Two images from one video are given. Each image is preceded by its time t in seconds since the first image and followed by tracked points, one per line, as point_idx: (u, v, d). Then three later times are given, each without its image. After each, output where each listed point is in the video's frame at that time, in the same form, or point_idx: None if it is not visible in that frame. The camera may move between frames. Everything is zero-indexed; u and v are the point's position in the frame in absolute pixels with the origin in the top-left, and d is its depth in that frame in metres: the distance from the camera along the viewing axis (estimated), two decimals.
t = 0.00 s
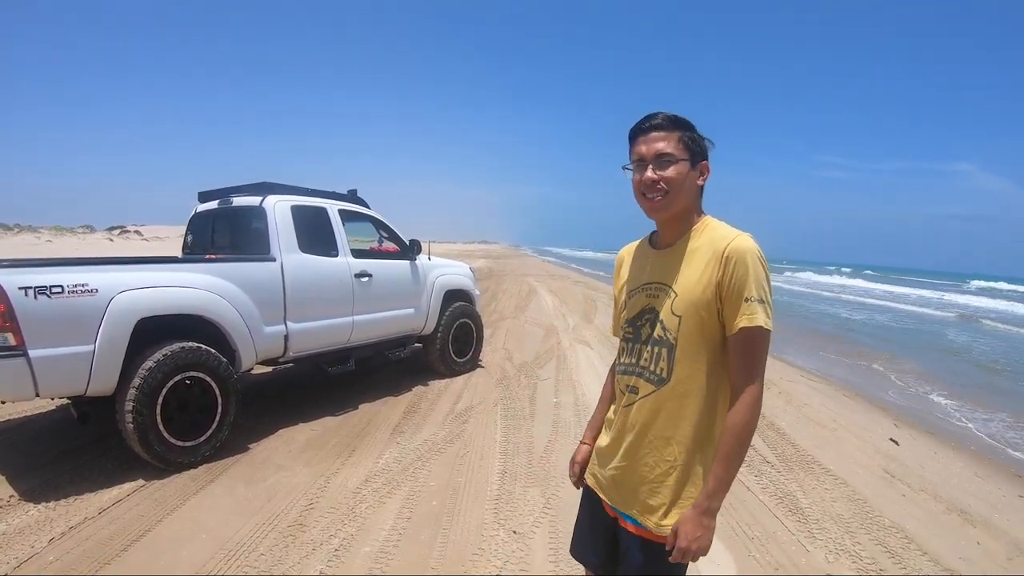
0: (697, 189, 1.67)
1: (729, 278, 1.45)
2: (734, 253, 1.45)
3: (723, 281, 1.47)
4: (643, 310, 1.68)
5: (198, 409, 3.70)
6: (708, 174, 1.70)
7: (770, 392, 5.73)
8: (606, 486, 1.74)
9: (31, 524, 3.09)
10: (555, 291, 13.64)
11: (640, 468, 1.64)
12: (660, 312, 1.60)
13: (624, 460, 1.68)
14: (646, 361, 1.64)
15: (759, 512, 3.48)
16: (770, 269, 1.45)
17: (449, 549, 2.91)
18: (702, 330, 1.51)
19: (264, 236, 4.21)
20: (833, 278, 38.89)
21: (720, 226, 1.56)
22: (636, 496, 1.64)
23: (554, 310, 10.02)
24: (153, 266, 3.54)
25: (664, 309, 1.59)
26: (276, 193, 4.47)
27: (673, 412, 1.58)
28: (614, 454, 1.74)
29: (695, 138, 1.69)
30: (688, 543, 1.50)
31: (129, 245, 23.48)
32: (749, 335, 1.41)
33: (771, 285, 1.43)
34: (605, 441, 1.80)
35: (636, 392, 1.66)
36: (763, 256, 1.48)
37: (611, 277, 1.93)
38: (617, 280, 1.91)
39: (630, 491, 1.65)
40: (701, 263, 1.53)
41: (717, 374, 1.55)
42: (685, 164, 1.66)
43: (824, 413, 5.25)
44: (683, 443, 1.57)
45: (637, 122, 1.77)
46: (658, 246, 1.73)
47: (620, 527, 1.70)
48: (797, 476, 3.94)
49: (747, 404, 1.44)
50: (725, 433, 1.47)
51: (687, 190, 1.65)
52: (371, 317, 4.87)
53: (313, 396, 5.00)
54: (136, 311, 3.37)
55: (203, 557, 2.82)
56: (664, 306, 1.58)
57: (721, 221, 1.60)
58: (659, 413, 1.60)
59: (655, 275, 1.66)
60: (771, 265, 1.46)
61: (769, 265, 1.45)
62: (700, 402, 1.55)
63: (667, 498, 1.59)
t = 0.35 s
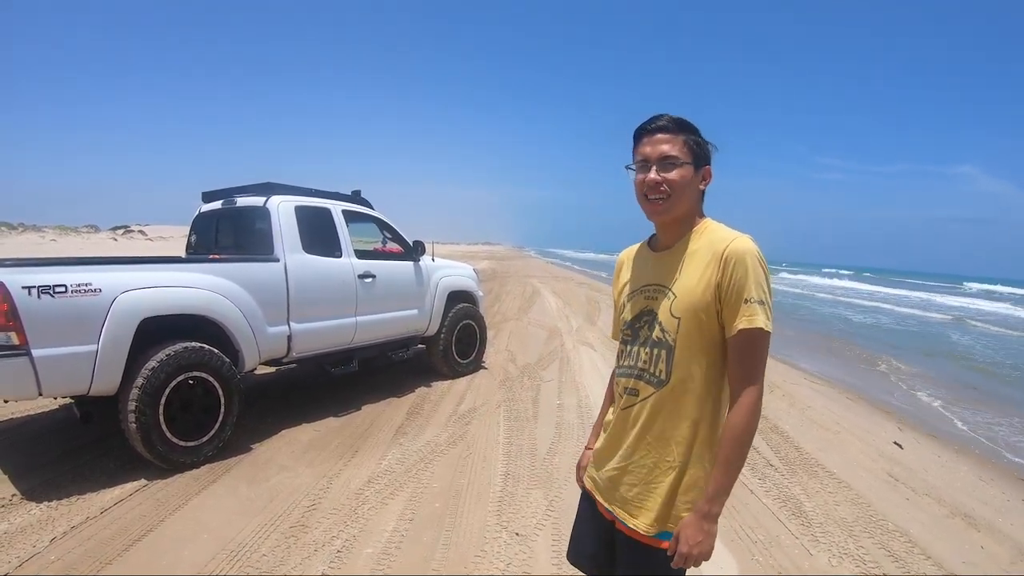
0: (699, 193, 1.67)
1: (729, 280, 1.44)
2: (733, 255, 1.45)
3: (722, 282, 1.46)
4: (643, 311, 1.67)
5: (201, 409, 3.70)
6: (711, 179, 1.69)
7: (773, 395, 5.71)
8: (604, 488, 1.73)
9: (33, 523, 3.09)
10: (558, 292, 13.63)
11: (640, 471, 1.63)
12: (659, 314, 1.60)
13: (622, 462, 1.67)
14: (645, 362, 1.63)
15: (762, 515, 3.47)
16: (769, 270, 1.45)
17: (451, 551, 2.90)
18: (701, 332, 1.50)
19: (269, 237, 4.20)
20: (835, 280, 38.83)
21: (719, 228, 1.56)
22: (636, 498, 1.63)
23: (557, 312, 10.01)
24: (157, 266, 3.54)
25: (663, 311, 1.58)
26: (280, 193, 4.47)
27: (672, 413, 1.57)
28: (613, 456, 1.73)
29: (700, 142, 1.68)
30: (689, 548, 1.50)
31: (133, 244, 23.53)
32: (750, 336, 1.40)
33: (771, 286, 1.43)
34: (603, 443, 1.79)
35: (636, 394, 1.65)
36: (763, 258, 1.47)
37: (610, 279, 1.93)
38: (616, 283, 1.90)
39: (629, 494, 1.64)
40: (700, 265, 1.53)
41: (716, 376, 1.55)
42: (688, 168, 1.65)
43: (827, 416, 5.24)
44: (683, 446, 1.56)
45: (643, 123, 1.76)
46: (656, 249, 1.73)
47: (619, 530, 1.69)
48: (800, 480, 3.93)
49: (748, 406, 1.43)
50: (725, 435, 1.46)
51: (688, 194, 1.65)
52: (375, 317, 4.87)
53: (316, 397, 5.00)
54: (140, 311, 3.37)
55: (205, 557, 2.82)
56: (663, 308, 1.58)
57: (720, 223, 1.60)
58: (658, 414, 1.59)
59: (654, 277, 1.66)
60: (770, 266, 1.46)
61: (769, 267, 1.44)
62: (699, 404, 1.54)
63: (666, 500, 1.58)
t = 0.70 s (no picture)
0: (684, 192, 1.64)
1: (725, 277, 1.45)
2: (730, 253, 1.46)
3: (719, 279, 1.47)
4: (637, 308, 1.66)
5: (202, 408, 3.70)
6: (700, 176, 1.64)
7: (774, 395, 5.71)
8: (601, 486, 1.72)
9: (33, 522, 3.09)
10: (559, 292, 13.62)
11: (639, 467, 1.61)
12: (654, 310, 1.59)
13: (619, 459, 1.66)
14: (640, 359, 1.62)
15: (763, 514, 3.47)
16: (764, 268, 1.47)
17: (453, 549, 2.90)
18: (697, 328, 1.51)
19: (270, 235, 4.20)
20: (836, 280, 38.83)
21: (714, 227, 1.57)
22: (634, 496, 1.62)
23: (558, 311, 10.00)
24: (159, 264, 3.54)
25: (658, 307, 1.57)
26: (281, 192, 4.46)
27: (669, 410, 1.57)
28: (609, 453, 1.72)
29: (685, 139, 1.64)
30: (692, 543, 1.48)
31: (136, 243, 23.57)
32: (747, 333, 1.41)
33: (766, 284, 1.44)
34: (599, 441, 1.77)
35: (632, 390, 1.64)
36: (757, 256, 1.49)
37: (603, 275, 1.92)
38: (609, 279, 1.90)
39: (627, 491, 1.63)
40: (696, 263, 1.53)
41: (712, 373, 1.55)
42: (669, 168, 1.64)
43: (828, 415, 5.24)
44: (680, 441, 1.56)
45: (632, 124, 1.76)
46: (652, 247, 1.72)
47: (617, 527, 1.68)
48: (801, 479, 3.93)
49: (745, 402, 1.44)
50: (722, 431, 1.47)
51: (669, 195, 1.63)
52: (376, 316, 4.87)
53: (316, 396, 5.00)
54: (141, 309, 3.37)
55: (206, 556, 2.82)
56: (658, 304, 1.57)
57: (715, 222, 1.60)
58: (655, 410, 1.58)
59: (648, 273, 1.66)
60: (765, 264, 1.47)
61: (764, 265, 1.46)
62: (696, 400, 1.54)
63: (665, 497, 1.57)
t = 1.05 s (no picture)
0: (663, 195, 1.64)
1: (712, 279, 1.45)
2: (717, 256, 1.46)
3: (706, 281, 1.47)
4: (630, 308, 1.67)
5: (201, 408, 3.70)
6: (678, 177, 1.62)
7: (773, 394, 5.71)
8: (595, 485, 1.73)
9: (33, 522, 3.09)
10: (558, 291, 13.61)
11: (629, 465, 1.62)
12: (644, 310, 1.59)
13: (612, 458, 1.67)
14: (632, 359, 1.63)
15: (762, 514, 3.47)
16: (751, 271, 1.47)
17: (451, 549, 2.91)
18: (685, 329, 1.51)
19: (269, 236, 4.20)
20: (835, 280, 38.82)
21: (705, 229, 1.57)
22: (626, 494, 1.62)
23: (557, 311, 10.00)
24: (158, 265, 3.54)
25: (648, 308, 1.58)
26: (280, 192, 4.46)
27: (658, 409, 1.57)
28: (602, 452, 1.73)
29: (662, 142, 1.64)
30: (682, 541, 1.50)
31: (134, 243, 23.53)
32: (732, 335, 1.41)
33: (753, 287, 1.44)
34: (594, 440, 1.78)
35: (624, 389, 1.65)
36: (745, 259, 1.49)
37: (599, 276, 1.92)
38: (604, 280, 1.90)
39: (620, 489, 1.64)
40: (684, 265, 1.53)
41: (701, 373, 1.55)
42: (646, 173, 1.65)
43: (827, 415, 5.24)
44: (669, 441, 1.56)
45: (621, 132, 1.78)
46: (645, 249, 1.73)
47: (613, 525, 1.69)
48: (800, 479, 3.93)
49: (731, 403, 1.44)
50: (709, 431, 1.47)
51: (647, 199, 1.65)
52: (374, 316, 4.87)
53: (315, 396, 5.00)
54: (140, 310, 3.37)
55: (205, 556, 2.82)
56: (648, 305, 1.57)
57: (706, 225, 1.60)
58: (645, 409, 1.59)
59: (642, 274, 1.66)
60: (752, 267, 1.47)
61: (751, 268, 1.46)
62: (686, 400, 1.54)
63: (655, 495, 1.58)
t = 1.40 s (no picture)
0: (671, 193, 1.68)
1: (694, 276, 1.46)
2: (699, 253, 1.47)
3: (688, 278, 1.48)
4: (617, 307, 1.68)
5: (194, 408, 3.70)
6: (682, 180, 1.70)
7: (765, 393, 5.73)
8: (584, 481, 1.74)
9: (25, 523, 3.08)
10: (551, 291, 13.61)
11: (614, 460, 1.63)
12: (630, 308, 1.61)
13: (598, 453, 1.69)
14: (618, 355, 1.64)
15: (753, 513, 3.48)
16: (734, 268, 1.48)
17: (443, 548, 2.91)
18: (669, 326, 1.52)
19: (260, 235, 4.20)
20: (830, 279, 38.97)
21: (689, 228, 1.59)
22: (612, 488, 1.64)
23: (550, 310, 10.01)
24: (150, 265, 3.54)
25: (633, 306, 1.60)
26: (272, 191, 4.45)
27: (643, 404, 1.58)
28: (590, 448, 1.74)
29: (670, 144, 1.69)
30: (656, 532, 1.52)
31: (129, 243, 23.43)
32: (713, 330, 1.42)
33: (735, 283, 1.45)
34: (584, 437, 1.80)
35: (611, 386, 1.66)
36: (728, 256, 1.50)
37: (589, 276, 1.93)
38: (593, 279, 1.91)
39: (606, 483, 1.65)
40: (668, 263, 1.55)
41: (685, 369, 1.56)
42: (659, 170, 1.66)
43: (819, 414, 5.26)
44: (653, 435, 1.57)
45: (614, 130, 1.76)
46: (634, 248, 1.74)
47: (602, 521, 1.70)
48: (791, 477, 3.95)
49: (712, 397, 1.44)
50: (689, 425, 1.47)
51: (662, 196, 1.66)
52: (367, 316, 4.87)
53: (308, 395, 5.00)
54: (132, 309, 3.36)
55: (198, 556, 2.82)
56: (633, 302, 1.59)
57: (691, 223, 1.62)
58: (630, 404, 1.60)
59: (628, 273, 1.67)
60: (734, 264, 1.48)
61: (733, 265, 1.47)
62: (669, 395, 1.55)
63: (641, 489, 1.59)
